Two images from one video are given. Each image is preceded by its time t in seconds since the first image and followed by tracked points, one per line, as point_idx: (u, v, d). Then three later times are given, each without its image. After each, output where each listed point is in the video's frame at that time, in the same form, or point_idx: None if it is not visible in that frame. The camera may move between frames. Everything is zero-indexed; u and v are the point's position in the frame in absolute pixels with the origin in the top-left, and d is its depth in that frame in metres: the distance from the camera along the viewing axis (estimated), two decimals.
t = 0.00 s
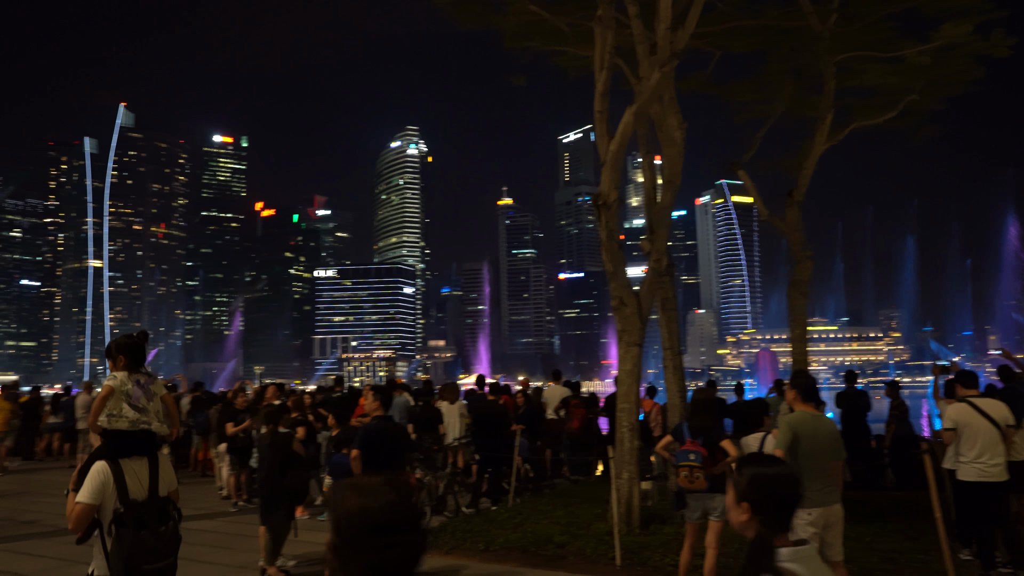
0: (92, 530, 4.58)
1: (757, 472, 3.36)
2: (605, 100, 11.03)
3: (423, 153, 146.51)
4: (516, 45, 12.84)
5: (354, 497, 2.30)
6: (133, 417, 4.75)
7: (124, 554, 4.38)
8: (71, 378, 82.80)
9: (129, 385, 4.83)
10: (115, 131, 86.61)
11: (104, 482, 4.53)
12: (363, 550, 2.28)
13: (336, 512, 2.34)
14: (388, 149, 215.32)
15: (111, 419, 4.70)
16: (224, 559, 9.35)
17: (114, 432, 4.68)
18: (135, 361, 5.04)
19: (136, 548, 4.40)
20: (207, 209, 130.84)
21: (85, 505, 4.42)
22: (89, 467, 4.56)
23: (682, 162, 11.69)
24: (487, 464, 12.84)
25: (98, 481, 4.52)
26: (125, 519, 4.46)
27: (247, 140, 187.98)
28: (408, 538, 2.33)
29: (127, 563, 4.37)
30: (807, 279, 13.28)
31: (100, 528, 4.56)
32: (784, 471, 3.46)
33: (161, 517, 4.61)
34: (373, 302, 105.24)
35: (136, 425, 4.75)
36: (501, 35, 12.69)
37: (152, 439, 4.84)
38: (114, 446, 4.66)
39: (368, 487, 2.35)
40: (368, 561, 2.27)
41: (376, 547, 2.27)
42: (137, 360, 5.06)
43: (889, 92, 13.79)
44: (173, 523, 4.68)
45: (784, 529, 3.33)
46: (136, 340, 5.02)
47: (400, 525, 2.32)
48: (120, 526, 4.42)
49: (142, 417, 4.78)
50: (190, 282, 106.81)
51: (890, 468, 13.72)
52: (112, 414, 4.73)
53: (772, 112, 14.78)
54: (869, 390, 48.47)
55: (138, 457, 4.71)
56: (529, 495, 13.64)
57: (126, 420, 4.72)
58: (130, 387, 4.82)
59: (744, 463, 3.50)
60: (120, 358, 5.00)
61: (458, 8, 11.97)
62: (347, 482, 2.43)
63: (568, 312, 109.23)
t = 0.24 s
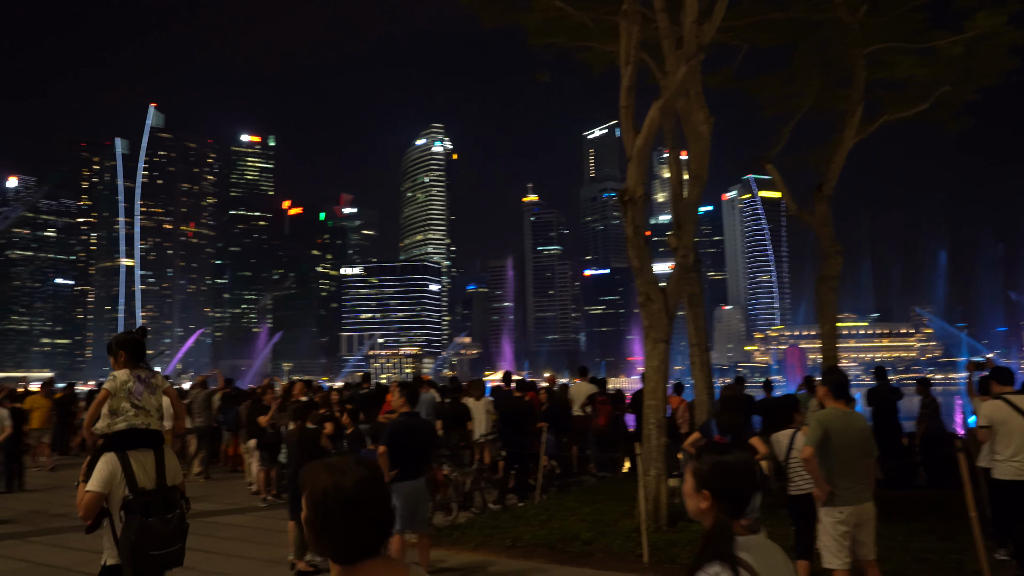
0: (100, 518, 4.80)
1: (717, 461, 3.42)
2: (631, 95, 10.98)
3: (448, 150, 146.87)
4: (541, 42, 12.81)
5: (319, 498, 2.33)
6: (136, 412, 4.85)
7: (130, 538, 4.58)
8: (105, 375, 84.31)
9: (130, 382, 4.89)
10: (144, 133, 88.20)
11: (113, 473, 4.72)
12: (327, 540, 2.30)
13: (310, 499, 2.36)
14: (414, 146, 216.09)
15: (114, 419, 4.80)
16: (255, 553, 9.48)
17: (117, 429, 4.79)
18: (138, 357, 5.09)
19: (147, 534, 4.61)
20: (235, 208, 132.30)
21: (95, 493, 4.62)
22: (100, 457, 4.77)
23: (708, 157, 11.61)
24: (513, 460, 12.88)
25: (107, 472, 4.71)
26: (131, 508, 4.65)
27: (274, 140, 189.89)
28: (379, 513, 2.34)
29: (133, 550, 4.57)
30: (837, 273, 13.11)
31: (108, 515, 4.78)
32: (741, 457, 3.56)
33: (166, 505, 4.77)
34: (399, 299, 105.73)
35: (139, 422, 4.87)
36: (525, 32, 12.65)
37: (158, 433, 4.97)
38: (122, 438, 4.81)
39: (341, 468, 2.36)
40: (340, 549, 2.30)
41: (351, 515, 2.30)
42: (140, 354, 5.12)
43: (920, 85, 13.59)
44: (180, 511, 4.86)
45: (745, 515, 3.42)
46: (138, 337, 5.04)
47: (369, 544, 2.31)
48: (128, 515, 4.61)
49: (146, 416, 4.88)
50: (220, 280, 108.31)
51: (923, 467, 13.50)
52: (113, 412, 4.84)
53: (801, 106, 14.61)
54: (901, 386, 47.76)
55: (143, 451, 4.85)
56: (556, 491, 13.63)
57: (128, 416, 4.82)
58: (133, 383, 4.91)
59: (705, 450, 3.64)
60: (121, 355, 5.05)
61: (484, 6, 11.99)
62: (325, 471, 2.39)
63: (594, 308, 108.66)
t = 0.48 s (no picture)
0: (115, 516, 4.86)
1: (686, 450, 2.98)
2: (657, 90, 10.89)
3: (474, 149, 147.23)
4: (566, 38, 12.72)
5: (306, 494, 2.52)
6: (147, 416, 4.97)
7: (142, 534, 4.55)
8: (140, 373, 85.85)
9: (140, 387, 5.00)
10: (175, 135, 90.43)
11: (126, 474, 4.76)
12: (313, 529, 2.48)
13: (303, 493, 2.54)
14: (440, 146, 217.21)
15: (128, 424, 4.93)
16: (285, 549, 9.53)
17: (130, 432, 4.89)
18: (145, 361, 5.15)
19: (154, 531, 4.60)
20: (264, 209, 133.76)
21: (109, 492, 4.67)
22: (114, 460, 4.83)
23: (737, 152, 11.48)
24: (541, 458, 12.88)
25: (120, 471, 4.75)
26: (145, 506, 4.63)
27: (302, 141, 192.15)
28: (363, 500, 2.52)
29: (145, 546, 4.56)
30: (870, 268, 12.91)
31: (122, 512, 4.81)
32: (707, 447, 3.03)
33: (176, 503, 4.73)
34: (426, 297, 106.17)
35: (150, 425, 4.98)
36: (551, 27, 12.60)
37: (168, 435, 5.01)
38: (135, 440, 4.88)
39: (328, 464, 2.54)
40: (329, 541, 2.46)
41: (341, 504, 2.47)
42: (149, 359, 5.18)
43: (954, 75, 13.34)
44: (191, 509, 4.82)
45: (717, 506, 2.97)
46: (145, 342, 5.07)
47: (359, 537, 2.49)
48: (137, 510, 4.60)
49: (156, 419, 4.99)
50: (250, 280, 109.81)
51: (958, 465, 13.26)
52: (125, 418, 4.97)
53: (830, 98, 14.40)
54: (937, 383, 46.88)
55: (155, 451, 4.92)
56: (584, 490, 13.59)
57: (142, 418, 4.95)
58: (142, 389, 5.02)
59: (672, 440, 3.08)
60: (131, 359, 5.09)
61: (509, 4, 11.98)
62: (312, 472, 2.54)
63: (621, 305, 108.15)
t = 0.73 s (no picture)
0: (134, 506, 4.88)
1: (671, 452, 2.92)
2: (691, 87, 10.79)
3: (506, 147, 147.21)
4: (599, 35, 12.68)
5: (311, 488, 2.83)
6: (166, 413, 5.09)
7: (159, 525, 4.71)
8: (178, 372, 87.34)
9: (161, 383, 5.17)
10: (211, 138, 92.01)
11: (147, 468, 4.85)
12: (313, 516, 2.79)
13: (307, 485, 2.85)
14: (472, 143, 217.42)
15: (150, 418, 5.07)
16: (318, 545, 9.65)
17: (151, 428, 5.03)
18: (168, 360, 5.36)
19: (172, 521, 4.72)
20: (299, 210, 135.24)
21: (130, 483, 4.75)
22: (134, 454, 4.93)
23: (772, 148, 11.35)
24: (573, 457, 12.86)
25: (141, 463, 4.83)
26: (163, 496, 4.80)
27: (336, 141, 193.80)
28: (361, 498, 2.82)
29: (162, 536, 4.71)
30: (910, 265, 12.67)
31: (142, 501, 4.86)
32: (693, 452, 3.02)
33: (191, 495, 4.90)
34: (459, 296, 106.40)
35: (169, 418, 5.10)
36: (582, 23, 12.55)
37: (186, 428, 5.13)
38: (157, 434, 5.01)
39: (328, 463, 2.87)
40: (329, 534, 2.75)
41: (343, 503, 2.77)
42: (171, 360, 5.39)
43: (997, 66, 13.01)
44: (202, 502, 4.94)
45: (698, 510, 2.91)
46: (167, 342, 5.31)
47: (354, 533, 2.79)
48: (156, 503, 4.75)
49: (175, 414, 5.10)
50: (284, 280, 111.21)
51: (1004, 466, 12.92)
52: (149, 412, 5.11)
53: (868, 92, 14.16)
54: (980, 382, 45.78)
55: (172, 444, 5.02)
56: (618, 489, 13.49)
57: (162, 414, 5.08)
58: (164, 384, 5.19)
59: (658, 444, 3.03)
60: (153, 357, 5.36)
61: (540, 2, 11.95)
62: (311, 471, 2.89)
63: (654, 303, 107.11)
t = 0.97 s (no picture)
0: (165, 501, 5.04)
1: (656, 446, 3.31)
2: (731, 80, 10.66)
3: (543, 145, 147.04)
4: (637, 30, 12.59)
5: (324, 473, 2.77)
6: (193, 408, 5.26)
7: (191, 519, 4.85)
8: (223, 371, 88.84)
9: (188, 382, 5.35)
10: (252, 140, 93.84)
11: (175, 463, 5.00)
12: (326, 500, 2.73)
13: (318, 471, 2.80)
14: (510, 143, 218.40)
15: (178, 415, 5.22)
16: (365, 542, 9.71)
17: (179, 424, 5.18)
18: (195, 360, 5.52)
19: (202, 513, 4.86)
20: (339, 210, 136.79)
21: (160, 480, 4.93)
22: (163, 449, 5.09)
23: (816, 142, 11.17)
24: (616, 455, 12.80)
25: (170, 460, 5.00)
26: (190, 493, 4.91)
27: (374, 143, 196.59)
28: (363, 481, 2.78)
29: (195, 524, 4.85)
30: (960, 259, 12.34)
31: (171, 498, 5.03)
32: (675, 442, 3.47)
33: (219, 487, 5.04)
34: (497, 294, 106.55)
35: (196, 416, 5.27)
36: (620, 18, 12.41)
37: (208, 424, 5.24)
38: (182, 430, 5.15)
39: (339, 452, 2.85)
40: (336, 512, 2.75)
41: (345, 479, 2.76)
42: (198, 359, 5.55)
43: None
44: (230, 494, 5.08)
45: (685, 500, 3.26)
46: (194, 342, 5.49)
47: (362, 507, 2.77)
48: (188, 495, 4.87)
49: (201, 411, 5.27)
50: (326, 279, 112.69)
51: None
52: (178, 410, 5.25)
53: (914, 82, 13.84)
54: None
55: (197, 440, 5.14)
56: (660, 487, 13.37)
57: (190, 410, 5.23)
58: (190, 383, 5.37)
59: (648, 441, 3.44)
60: (182, 357, 5.51)
61: None
62: (329, 452, 2.85)
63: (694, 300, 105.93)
